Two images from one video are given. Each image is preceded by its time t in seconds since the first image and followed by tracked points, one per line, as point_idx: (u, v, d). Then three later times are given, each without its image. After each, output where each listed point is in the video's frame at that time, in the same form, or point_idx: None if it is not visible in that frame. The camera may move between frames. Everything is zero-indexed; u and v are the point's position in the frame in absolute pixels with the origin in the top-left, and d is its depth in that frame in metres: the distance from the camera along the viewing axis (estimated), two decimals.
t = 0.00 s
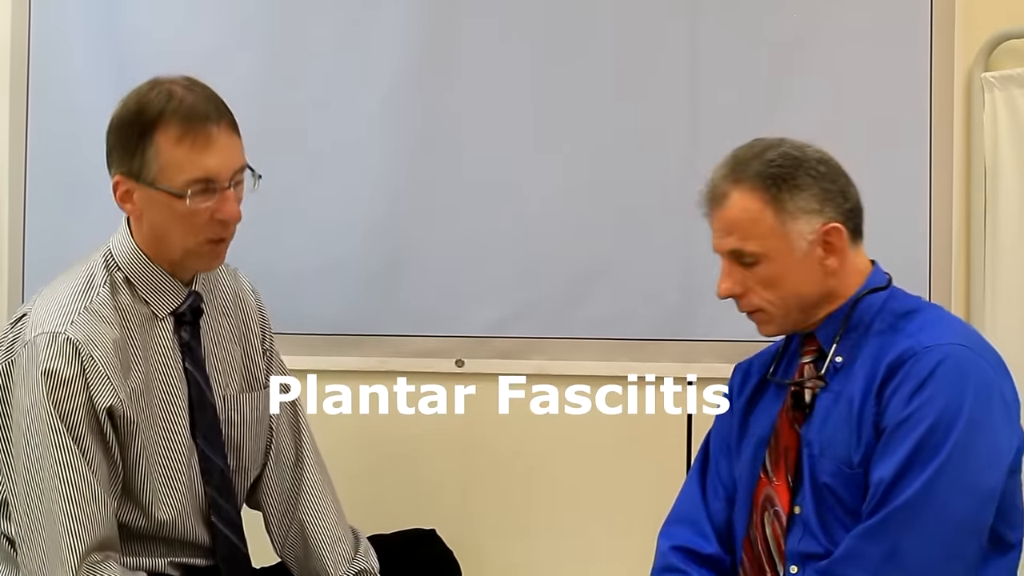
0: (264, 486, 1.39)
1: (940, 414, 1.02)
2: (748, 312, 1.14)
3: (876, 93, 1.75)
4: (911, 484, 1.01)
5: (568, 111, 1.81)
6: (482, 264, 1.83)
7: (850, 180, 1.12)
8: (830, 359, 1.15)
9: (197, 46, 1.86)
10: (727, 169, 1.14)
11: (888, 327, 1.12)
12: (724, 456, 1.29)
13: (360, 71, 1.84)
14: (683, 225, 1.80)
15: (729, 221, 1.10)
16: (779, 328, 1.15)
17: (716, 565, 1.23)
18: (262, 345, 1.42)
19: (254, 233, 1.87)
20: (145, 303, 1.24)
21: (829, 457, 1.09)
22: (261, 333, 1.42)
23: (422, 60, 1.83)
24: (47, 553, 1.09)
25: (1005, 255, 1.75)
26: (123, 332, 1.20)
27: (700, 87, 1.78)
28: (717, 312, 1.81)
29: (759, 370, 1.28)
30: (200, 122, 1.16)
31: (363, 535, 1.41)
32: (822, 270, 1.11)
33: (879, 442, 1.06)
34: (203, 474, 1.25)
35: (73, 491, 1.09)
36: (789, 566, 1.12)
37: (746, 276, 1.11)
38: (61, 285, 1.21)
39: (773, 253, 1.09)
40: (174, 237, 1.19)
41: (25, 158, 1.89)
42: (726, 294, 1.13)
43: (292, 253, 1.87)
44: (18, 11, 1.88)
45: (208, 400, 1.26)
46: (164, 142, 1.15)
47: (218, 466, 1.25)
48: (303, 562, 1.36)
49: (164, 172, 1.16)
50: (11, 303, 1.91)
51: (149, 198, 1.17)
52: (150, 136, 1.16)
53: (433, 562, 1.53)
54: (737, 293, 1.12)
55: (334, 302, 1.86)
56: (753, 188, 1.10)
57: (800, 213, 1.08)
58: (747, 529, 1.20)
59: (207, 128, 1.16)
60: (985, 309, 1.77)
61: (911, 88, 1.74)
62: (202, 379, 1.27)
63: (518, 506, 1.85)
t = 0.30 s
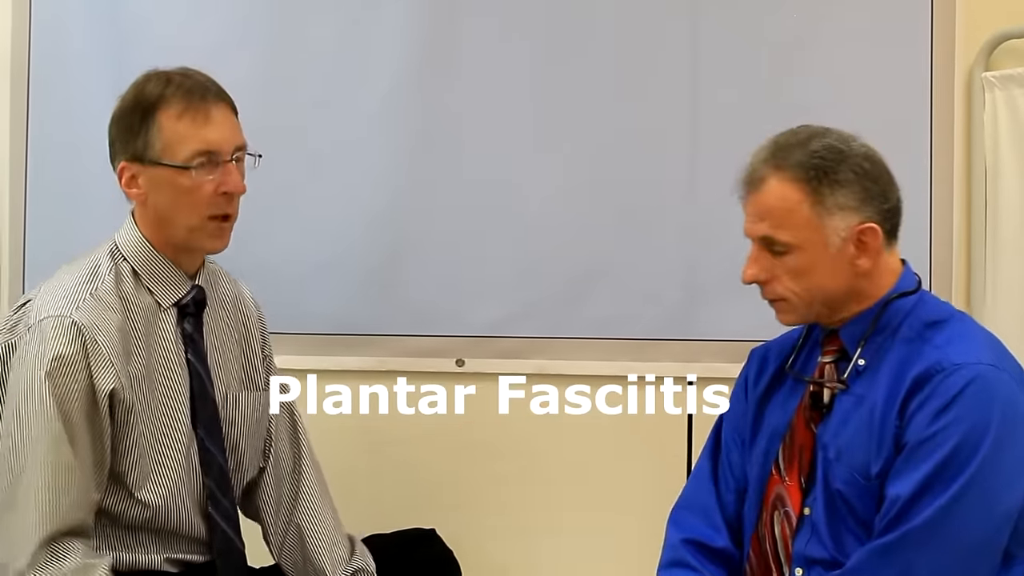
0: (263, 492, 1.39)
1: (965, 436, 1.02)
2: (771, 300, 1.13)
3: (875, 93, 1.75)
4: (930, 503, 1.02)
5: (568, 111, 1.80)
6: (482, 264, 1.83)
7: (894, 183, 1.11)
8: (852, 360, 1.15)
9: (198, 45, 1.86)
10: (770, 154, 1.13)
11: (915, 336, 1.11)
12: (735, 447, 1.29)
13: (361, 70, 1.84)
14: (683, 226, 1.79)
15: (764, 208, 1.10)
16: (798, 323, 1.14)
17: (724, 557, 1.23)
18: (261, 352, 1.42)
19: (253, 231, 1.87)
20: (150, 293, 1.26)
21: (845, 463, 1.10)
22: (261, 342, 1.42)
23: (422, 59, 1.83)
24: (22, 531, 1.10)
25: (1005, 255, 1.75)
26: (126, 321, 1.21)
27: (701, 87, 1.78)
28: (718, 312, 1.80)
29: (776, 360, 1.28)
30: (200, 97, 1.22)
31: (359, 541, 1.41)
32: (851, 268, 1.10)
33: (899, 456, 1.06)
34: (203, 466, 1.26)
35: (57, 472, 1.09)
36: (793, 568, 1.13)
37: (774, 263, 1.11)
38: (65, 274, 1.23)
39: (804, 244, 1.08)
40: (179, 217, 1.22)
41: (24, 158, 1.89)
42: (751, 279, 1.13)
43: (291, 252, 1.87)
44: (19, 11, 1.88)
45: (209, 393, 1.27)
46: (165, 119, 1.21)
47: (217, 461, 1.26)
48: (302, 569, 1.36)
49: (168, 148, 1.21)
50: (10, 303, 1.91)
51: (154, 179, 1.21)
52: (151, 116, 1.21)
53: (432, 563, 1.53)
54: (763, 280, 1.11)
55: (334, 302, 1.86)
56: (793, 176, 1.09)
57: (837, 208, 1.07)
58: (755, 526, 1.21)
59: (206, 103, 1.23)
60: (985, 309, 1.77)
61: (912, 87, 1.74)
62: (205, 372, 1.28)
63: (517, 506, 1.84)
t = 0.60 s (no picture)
0: (263, 500, 1.41)
1: (980, 452, 1.01)
2: (777, 262, 1.18)
3: (875, 92, 1.75)
4: (941, 518, 1.02)
5: (567, 110, 1.80)
6: (483, 263, 1.83)
7: (937, 191, 1.11)
8: (864, 361, 1.16)
9: (198, 44, 1.87)
10: (828, 124, 1.16)
11: (931, 344, 1.11)
12: (744, 442, 1.29)
13: (360, 68, 1.84)
14: (684, 226, 1.79)
15: (801, 168, 1.14)
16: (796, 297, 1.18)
17: (732, 554, 1.23)
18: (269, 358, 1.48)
19: (253, 230, 1.87)
20: (152, 285, 1.29)
21: (857, 470, 1.10)
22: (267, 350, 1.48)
23: (422, 58, 1.83)
24: None
25: (1005, 256, 1.75)
26: (122, 310, 1.23)
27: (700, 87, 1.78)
28: (718, 312, 1.80)
29: (788, 355, 1.29)
30: (201, 86, 1.28)
31: (355, 547, 1.46)
32: (860, 259, 1.11)
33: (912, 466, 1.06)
34: (203, 461, 1.28)
35: (35, 452, 1.10)
36: (800, 569, 1.14)
37: (791, 226, 1.15)
38: (71, 262, 1.26)
39: (823, 215, 1.12)
40: (177, 205, 1.26)
41: (24, 156, 1.89)
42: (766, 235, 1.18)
43: (291, 252, 1.87)
44: (19, 9, 1.88)
45: (210, 388, 1.29)
46: (168, 107, 1.26)
47: (217, 456, 1.28)
48: None
49: (168, 135, 1.26)
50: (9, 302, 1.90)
51: (154, 166, 1.26)
52: (156, 105, 1.27)
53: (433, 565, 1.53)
54: (777, 238, 1.16)
55: (334, 301, 1.86)
56: (839, 149, 1.13)
57: (865, 192, 1.10)
58: (761, 524, 1.22)
59: (206, 91, 1.28)
60: (984, 310, 1.77)
61: (911, 86, 1.74)
62: (205, 366, 1.30)
63: (517, 507, 1.84)
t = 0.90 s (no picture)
0: (263, 505, 1.41)
1: (985, 456, 1.02)
2: (788, 251, 1.19)
3: (875, 92, 1.75)
4: (946, 520, 1.02)
5: (568, 110, 1.80)
6: (483, 263, 1.83)
7: (952, 189, 1.12)
8: (869, 360, 1.17)
9: (198, 45, 1.87)
10: (848, 117, 1.17)
11: (938, 346, 1.11)
12: (749, 441, 1.30)
13: (361, 68, 1.84)
14: (685, 227, 1.79)
15: (818, 158, 1.15)
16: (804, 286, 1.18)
17: (735, 553, 1.24)
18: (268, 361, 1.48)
19: (253, 230, 1.87)
20: (158, 283, 1.29)
21: (862, 471, 1.10)
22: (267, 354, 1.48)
23: (422, 57, 1.83)
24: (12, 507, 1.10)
25: (1005, 255, 1.75)
26: (131, 305, 1.24)
27: (700, 87, 1.78)
28: (719, 312, 1.80)
29: (793, 354, 1.29)
30: (206, 84, 1.29)
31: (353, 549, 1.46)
32: (871, 252, 1.12)
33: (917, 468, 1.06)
34: (206, 457, 1.27)
35: (51, 441, 1.10)
36: (804, 569, 1.14)
37: (804, 215, 1.16)
38: (78, 259, 1.27)
39: (836, 206, 1.12)
40: (179, 202, 1.27)
41: (24, 156, 1.89)
42: (778, 223, 1.19)
43: (292, 251, 1.87)
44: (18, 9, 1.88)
45: (213, 386, 1.29)
46: (173, 105, 1.28)
47: (220, 453, 1.28)
48: None
49: (172, 132, 1.27)
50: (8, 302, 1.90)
51: (158, 163, 1.28)
52: (162, 103, 1.29)
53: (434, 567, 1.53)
54: (789, 226, 1.17)
55: (334, 301, 1.86)
56: (858, 140, 1.13)
57: (880, 186, 1.10)
58: (766, 522, 1.22)
59: (211, 90, 1.29)
60: (985, 309, 1.77)
61: (911, 86, 1.74)
62: (205, 363, 1.30)
63: (517, 507, 1.84)
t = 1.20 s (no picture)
0: (265, 506, 1.41)
1: (977, 452, 1.02)
2: (781, 246, 1.20)
3: (875, 93, 1.75)
4: (940, 517, 1.02)
5: (568, 110, 1.80)
6: (483, 263, 1.83)
7: (947, 188, 1.13)
8: (861, 358, 1.17)
9: (198, 44, 1.86)
10: (847, 115, 1.18)
11: (929, 344, 1.12)
12: (744, 444, 1.31)
13: (361, 68, 1.84)
14: (685, 227, 1.79)
15: (816, 153, 1.16)
16: (795, 281, 1.19)
17: (731, 556, 1.24)
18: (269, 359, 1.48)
19: (253, 230, 1.87)
20: (160, 283, 1.30)
21: (856, 469, 1.11)
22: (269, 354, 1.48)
23: (423, 58, 1.83)
24: (12, 507, 1.11)
25: (1005, 256, 1.75)
26: (132, 306, 1.24)
27: (701, 87, 1.78)
28: (719, 312, 1.80)
29: (787, 357, 1.29)
30: (200, 85, 1.29)
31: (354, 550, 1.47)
32: (864, 248, 1.13)
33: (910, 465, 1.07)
34: (207, 458, 1.27)
35: (50, 440, 1.10)
36: (802, 568, 1.14)
37: (799, 209, 1.17)
38: (80, 259, 1.27)
39: (832, 200, 1.14)
40: (173, 203, 1.28)
41: (23, 155, 1.89)
42: (773, 217, 1.20)
43: (292, 251, 1.87)
44: (18, 9, 1.88)
45: (214, 387, 1.29)
46: (168, 106, 1.29)
47: (221, 453, 1.28)
48: None
49: (168, 133, 1.28)
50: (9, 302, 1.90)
51: (154, 164, 1.28)
52: (158, 105, 1.30)
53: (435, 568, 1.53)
54: (783, 220, 1.18)
55: (333, 301, 1.86)
56: (856, 138, 1.14)
57: (876, 182, 1.11)
58: (762, 522, 1.22)
59: (205, 90, 1.29)
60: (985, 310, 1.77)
61: (912, 87, 1.74)
62: (208, 364, 1.29)
63: (517, 507, 1.85)
